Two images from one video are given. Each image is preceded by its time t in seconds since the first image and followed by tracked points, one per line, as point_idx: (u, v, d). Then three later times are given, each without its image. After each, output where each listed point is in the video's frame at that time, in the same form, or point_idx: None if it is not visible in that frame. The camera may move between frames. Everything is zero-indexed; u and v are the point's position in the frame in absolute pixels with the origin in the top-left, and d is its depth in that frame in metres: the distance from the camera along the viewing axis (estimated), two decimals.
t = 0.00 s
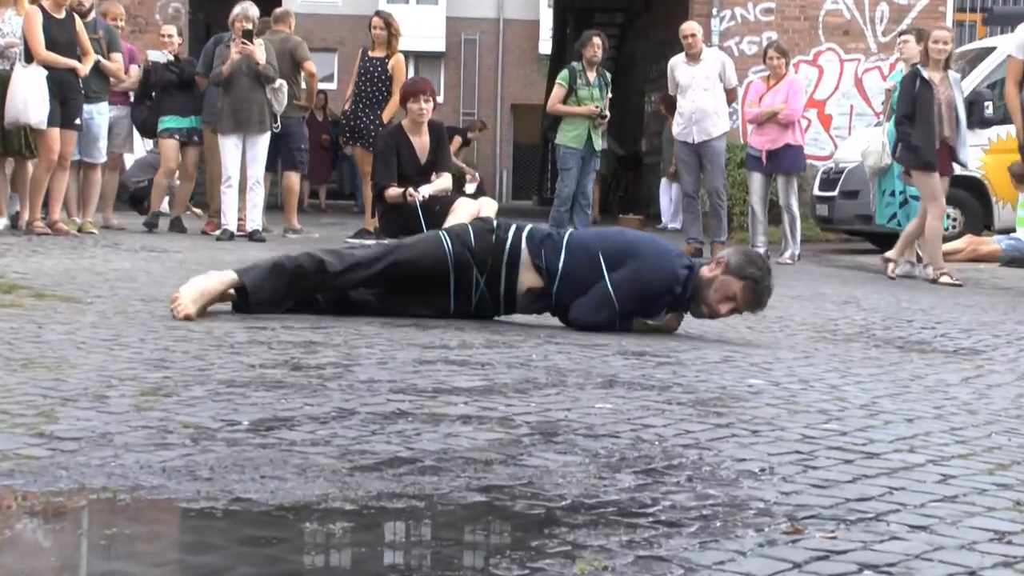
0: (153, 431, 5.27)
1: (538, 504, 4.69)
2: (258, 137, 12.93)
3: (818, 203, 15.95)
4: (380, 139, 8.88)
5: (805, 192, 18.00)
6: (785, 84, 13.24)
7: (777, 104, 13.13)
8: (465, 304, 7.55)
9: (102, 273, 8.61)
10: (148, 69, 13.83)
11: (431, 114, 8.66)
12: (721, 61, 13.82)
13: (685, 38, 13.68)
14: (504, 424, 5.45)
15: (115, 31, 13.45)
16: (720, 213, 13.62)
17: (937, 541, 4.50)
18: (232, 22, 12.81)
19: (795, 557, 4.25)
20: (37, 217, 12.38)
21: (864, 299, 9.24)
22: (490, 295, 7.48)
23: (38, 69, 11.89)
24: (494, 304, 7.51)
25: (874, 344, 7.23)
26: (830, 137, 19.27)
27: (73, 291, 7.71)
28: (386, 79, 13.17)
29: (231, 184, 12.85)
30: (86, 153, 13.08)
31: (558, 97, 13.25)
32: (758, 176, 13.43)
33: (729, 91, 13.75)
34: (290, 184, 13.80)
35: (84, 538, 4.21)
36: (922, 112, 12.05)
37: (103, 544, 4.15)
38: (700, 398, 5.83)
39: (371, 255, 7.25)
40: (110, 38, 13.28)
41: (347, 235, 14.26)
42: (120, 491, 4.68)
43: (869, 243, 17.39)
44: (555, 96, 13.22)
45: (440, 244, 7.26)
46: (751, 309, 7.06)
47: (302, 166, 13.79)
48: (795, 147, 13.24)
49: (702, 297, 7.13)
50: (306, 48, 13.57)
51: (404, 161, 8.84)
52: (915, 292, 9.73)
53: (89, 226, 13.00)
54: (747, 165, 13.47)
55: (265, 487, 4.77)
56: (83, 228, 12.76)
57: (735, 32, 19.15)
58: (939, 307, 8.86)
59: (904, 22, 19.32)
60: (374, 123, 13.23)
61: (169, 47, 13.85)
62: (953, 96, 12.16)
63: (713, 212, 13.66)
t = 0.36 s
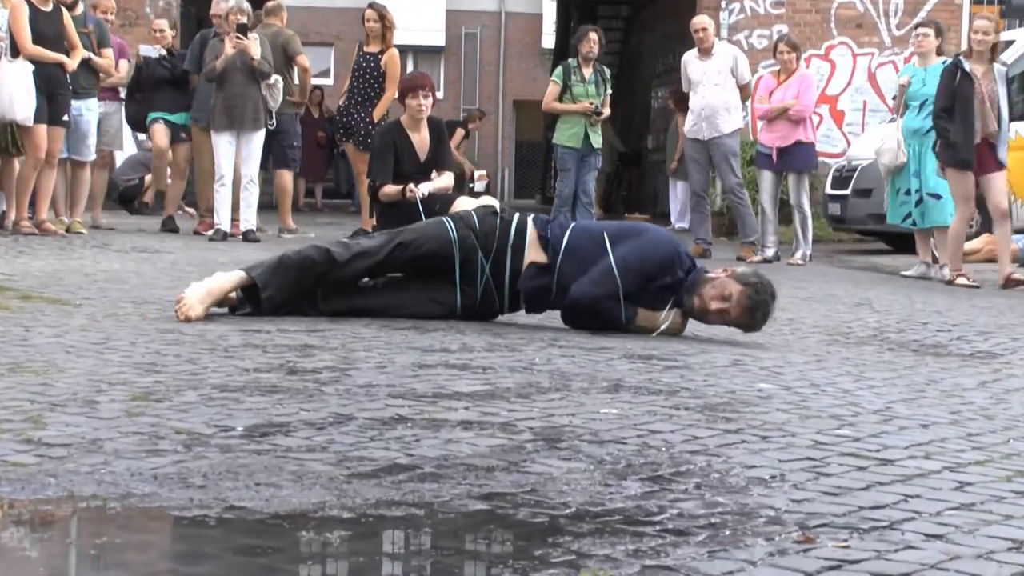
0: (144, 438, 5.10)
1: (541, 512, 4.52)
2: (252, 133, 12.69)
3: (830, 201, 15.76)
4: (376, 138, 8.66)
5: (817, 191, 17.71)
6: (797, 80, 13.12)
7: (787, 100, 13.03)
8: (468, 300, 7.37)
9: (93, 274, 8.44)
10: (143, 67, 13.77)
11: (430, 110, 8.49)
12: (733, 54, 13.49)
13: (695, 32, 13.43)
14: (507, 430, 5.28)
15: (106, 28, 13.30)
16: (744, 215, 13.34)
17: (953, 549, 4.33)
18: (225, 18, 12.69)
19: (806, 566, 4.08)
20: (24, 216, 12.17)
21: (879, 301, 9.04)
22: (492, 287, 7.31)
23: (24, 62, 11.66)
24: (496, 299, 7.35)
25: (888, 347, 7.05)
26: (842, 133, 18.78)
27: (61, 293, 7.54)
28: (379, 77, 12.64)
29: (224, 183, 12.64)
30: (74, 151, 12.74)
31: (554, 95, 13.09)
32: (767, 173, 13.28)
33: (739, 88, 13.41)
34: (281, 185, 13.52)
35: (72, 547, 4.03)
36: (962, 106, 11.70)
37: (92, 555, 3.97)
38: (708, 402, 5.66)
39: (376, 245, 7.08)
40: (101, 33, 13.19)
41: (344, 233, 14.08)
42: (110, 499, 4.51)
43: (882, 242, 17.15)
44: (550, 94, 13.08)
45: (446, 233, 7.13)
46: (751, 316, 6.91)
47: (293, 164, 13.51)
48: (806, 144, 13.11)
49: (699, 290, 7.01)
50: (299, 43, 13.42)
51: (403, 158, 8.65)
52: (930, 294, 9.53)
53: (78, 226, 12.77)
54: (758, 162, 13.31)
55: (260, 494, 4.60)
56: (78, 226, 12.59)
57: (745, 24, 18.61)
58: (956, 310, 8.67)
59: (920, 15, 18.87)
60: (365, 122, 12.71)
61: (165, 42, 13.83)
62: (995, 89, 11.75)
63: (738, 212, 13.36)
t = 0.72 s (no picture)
0: (133, 446, 4.93)
1: (543, 523, 4.34)
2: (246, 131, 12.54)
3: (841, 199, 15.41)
4: (374, 133, 8.52)
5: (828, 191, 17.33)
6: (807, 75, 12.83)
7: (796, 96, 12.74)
8: (468, 301, 7.15)
9: (81, 277, 8.27)
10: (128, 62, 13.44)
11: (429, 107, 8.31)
12: (753, 50, 13.00)
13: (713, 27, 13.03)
14: (508, 437, 5.11)
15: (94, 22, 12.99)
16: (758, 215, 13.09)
17: (968, 561, 4.16)
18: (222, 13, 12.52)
19: None
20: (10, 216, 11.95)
21: (892, 304, 8.84)
22: (491, 290, 7.11)
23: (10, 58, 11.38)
24: (496, 301, 7.15)
25: (901, 352, 6.88)
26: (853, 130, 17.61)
27: (48, 296, 7.37)
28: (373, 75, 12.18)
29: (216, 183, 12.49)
30: (61, 150, 12.55)
31: (545, 96, 12.92)
32: (777, 172, 12.98)
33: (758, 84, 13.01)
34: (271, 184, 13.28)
35: (58, 559, 3.86)
36: (1012, 104, 11.44)
37: (79, 568, 3.80)
38: (716, 409, 5.48)
39: (367, 239, 6.89)
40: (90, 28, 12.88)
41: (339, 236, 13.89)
42: (98, 510, 4.34)
43: (893, 244, 16.93)
44: (541, 95, 12.89)
45: (445, 237, 6.92)
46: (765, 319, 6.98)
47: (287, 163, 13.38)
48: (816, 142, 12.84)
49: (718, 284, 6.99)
50: (289, 36, 13.07)
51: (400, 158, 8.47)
52: (945, 298, 9.34)
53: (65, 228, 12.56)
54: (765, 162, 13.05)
55: (253, 504, 4.43)
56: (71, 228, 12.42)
57: (753, 19, 17.37)
58: (972, 313, 8.48)
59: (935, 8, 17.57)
60: (359, 121, 12.25)
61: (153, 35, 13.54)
62: None
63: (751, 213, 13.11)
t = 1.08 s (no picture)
0: (116, 458, 4.76)
1: (541, 538, 4.17)
2: (245, 134, 12.34)
3: (850, 204, 14.78)
4: (366, 133, 8.30)
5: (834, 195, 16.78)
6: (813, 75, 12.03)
7: (802, 96, 11.95)
8: (461, 295, 6.89)
9: (64, 283, 8.09)
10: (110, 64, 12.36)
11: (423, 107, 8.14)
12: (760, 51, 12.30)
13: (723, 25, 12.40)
14: (505, 449, 4.94)
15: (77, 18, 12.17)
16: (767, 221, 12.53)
17: None
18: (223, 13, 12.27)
19: None
20: None
21: (902, 312, 8.66)
22: (485, 290, 6.87)
23: None
24: (490, 301, 6.89)
25: (911, 361, 6.71)
26: (863, 132, 17.01)
27: (30, 304, 7.19)
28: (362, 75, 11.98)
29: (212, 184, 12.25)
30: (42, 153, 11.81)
31: (542, 97, 12.73)
32: (783, 175, 12.21)
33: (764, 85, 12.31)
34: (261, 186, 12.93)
35: None
36: None
37: None
38: (719, 420, 5.31)
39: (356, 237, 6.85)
40: (72, 26, 12.10)
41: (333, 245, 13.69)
42: (81, 524, 4.16)
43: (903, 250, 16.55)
44: (539, 96, 12.71)
45: (430, 233, 6.78)
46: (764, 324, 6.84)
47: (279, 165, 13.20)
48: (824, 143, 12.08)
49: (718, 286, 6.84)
50: (274, 32, 12.93)
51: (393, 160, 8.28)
52: (956, 305, 9.17)
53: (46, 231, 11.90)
54: (772, 164, 12.35)
55: (242, 518, 4.25)
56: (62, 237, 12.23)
57: (759, 17, 16.91)
58: (984, 322, 8.32)
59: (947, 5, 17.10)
60: (350, 123, 12.05)
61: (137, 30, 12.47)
62: None
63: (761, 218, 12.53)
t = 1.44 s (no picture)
0: (99, 463, 4.59)
1: (538, 546, 4.01)
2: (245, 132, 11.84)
3: (857, 202, 14.33)
4: (357, 129, 8.13)
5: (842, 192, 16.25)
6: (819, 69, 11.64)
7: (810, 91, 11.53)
8: (453, 288, 6.72)
9: (45, 282, 7.93)
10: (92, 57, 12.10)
11: (416, 102, 8.01)
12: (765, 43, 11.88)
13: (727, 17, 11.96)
14: (500, 455, 4.77)
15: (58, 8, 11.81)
16: (772, 219, 12.10)
17: None
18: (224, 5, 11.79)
19: None
20: None
21: (909, 314, 8.50)
22: (477, 275, 6.72)
23: None
24: (481, 286, 6.74)
25: (920, 364, 6.56)
26: (870, 128, 16.93)
27: (13, 305, 7.01)
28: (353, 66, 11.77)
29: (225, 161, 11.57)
30: (24, 147, 11.49)
31: (551, 91, 12.41)
32: (789, 173, 11.84)
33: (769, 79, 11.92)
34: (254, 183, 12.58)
35: None
36: None
37: None
38: (722, 425, 5.15)
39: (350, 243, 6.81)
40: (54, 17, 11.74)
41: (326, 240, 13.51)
42: (62, 532, 4.00)
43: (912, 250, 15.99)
44: (547, 90, 12.38)
45: (422, 239, 6.70)
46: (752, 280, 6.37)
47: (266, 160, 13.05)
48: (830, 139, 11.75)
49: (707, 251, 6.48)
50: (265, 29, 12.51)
51: (385, 156, 8.13)
52: (966, 307, 9.02)
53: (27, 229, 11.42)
54: (776, 162, 11.92)
55: (228, 526, 4.09)
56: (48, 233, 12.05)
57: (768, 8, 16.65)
58: (994, 324, 8.17)
59: None
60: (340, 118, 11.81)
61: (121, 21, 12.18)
62: None
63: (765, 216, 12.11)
